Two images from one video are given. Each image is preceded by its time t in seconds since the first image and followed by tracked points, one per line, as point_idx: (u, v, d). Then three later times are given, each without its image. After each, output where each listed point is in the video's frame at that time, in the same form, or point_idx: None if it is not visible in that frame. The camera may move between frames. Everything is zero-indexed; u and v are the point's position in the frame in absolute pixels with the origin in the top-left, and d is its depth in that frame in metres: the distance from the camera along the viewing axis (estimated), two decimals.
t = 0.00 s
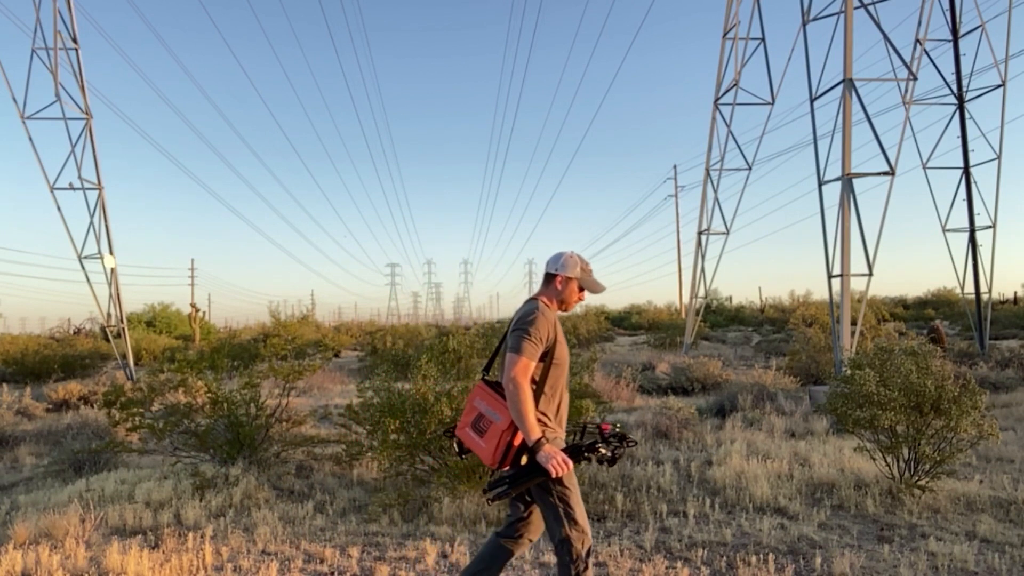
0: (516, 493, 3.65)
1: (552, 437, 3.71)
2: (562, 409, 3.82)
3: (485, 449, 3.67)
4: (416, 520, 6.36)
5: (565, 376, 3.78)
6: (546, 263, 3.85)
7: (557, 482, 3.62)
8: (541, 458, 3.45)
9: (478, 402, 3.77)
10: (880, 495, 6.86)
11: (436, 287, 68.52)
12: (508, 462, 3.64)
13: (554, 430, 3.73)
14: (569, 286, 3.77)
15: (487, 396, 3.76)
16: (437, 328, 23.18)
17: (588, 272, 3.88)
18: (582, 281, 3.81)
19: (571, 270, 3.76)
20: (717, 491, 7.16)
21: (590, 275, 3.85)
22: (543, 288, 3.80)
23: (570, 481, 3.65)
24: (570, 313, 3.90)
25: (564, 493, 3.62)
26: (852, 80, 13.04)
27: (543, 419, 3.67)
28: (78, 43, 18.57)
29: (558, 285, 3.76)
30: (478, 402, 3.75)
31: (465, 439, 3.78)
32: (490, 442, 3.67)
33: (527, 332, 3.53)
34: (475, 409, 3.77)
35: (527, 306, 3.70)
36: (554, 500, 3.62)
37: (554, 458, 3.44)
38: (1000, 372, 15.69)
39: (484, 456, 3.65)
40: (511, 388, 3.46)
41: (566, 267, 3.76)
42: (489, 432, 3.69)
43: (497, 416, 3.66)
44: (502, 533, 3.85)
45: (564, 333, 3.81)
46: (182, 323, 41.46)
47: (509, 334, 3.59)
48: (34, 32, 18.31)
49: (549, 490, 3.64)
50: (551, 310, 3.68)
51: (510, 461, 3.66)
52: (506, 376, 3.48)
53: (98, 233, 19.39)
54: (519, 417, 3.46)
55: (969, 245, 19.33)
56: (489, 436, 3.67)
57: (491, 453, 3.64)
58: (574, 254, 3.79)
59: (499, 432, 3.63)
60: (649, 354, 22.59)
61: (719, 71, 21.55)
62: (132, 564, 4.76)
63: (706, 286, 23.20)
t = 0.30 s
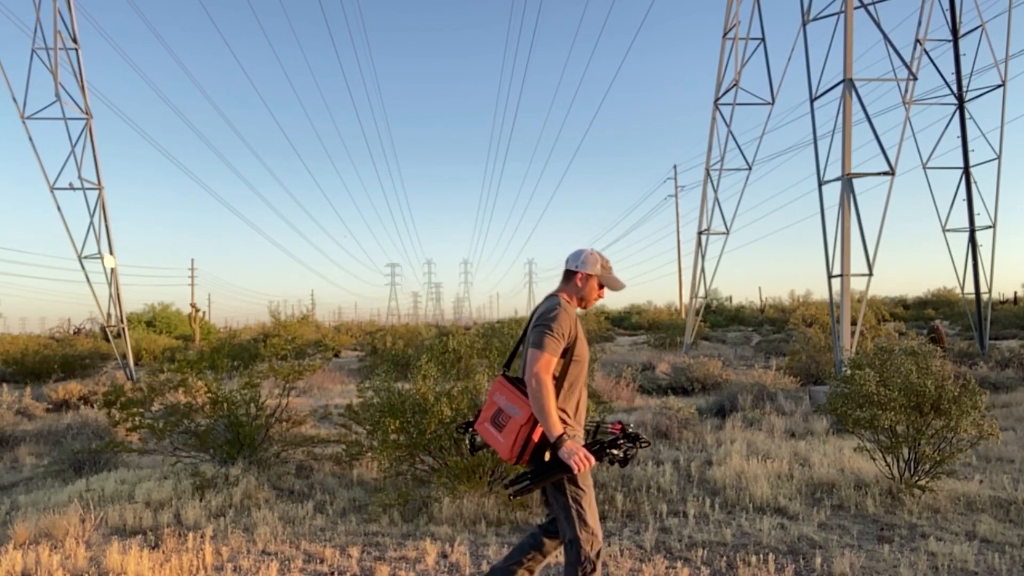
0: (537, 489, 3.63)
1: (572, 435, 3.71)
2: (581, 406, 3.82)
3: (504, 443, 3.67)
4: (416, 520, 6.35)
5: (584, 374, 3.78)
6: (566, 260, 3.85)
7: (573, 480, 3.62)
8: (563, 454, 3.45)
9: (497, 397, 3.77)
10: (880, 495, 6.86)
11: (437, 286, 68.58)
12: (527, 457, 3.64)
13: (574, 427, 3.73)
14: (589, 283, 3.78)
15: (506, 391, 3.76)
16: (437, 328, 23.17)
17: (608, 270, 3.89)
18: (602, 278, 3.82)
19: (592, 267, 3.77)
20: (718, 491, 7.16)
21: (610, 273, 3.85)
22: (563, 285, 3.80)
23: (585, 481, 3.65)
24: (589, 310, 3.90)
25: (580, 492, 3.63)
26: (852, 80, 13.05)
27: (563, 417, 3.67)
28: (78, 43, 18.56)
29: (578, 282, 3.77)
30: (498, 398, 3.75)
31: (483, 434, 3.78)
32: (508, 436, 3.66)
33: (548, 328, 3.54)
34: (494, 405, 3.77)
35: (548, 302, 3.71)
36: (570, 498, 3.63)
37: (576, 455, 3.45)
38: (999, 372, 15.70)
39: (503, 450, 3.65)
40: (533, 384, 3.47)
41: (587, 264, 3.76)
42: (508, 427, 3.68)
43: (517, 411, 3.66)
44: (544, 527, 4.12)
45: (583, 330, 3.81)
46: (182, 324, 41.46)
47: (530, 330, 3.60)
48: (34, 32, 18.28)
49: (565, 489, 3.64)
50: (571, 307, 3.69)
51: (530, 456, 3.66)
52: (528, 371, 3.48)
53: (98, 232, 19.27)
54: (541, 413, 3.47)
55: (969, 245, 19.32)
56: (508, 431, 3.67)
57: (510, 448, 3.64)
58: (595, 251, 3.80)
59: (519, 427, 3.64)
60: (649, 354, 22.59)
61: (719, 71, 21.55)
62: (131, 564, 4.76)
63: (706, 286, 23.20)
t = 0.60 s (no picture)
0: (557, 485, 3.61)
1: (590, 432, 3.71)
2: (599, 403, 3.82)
3: (522, 439, 3.66)
4: (416, 520, 6.35)
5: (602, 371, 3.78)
6: (585, 257, 3.85)
7: (588, 478, 3.63)
8: (583, 450, 3.45)
9: (516, 393, 3.76)
10: (880, 495, 6.86)
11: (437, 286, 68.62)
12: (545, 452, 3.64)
13: (592, 424, 3.72)
14: (608, 280, 3.79)
15: (525, 386, 3.75)
16: (437, 328, 23.18)
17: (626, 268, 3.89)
18: (620, 276, 3.83)
19: (611, 264, 3.78)
20: (718, 491, 7.16)
21: (628, 271, 3.86)
22: (582, 281, 3.80)
23: (598, 481, 3.65)
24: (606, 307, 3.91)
25: (593, 490, 3.63)
26: (852, 80, 13.07)
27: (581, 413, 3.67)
28: (78, 43, 18.55)
29: (597, 279, 3.78)
30: (516, 393, 3.74)
31: (500, 429, 3.77)
32: (527, 432, 3.66)
33: (569, 324, 3.54)
34: (512, 400, 3.76)
35: (568, 298, 3.71)
36: (582, 496, 3.63)
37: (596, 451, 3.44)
38: (1000, 372, 15.69)
39: (521, 446, 3.64)
40: (554, 380, 3.46)
41: (606, 261, 3.77)
42: (526, 422, 3.68)
43: (536, 407, 3.66)
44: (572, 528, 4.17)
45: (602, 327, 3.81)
46: (182, 323, 41.47)
47: (551, 325, 3.59)
48: (34, 32, 18.28)
49: (579, 487, 3.64)
50: (591, 303, 3.69)
51: (548, 453, 3.65)
52: (549, 367, 3.48)
53: (98, 232, 19.28)
54: (562, 409, 3.46)
55: (969, 245, 19.33)
56: (526, 427, 3.67)
57: (528, 444, 3.63)
58: (614, 249, 3.80)
59: (538, 422, 3.63)
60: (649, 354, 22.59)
61: (719, 71, 21.57)
62: (132, 564, 4.76)
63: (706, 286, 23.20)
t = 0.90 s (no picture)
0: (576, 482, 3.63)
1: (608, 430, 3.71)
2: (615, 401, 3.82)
3: (541, 437, 3.65)
4: (416, 520, 6.36)
5: (619, 368, 3.79)
6: (601, 255, 3.85)
7: (602, 477, 3.63)
8: (603, 447, 3.45)
9: (533, 390, 3.75)
10: (880, 495, 6.86)
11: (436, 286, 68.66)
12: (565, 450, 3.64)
13: (610, 422, 3.73)
14: (625, 278, 3.79)
15: (543, 384, 3.74)
16: (436, 327, 23.18)
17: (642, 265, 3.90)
18: (637, 273, 3.84)
19: (628, 262, 3.78)
20: (718, 491, 7.16)
21: (644, 268, 3.87)
22: (598, 279, 3.81)
23: (611, 480, 3.66)
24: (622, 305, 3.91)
25: (605, 490, 3.64)
26: (852, 80, 13.08)
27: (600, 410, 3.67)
28: (78, 43, 18.52)
29: (614, 276, 3.78)
30: (534, 391, 3.73)
31: (517, 427, 3.75)
32: (546, 430, 3.65)
33: (588, 321, 3.53)
34: (530, 397, 3.75)
35: (585, 295, 3.70)
36: (595, 495, 3.64)
37: (616, 448, 3.45)
38: (999, 372, 15.69)
39: (541, 444, 3.64)
40: (574, 378, 3.46)
41: (623, 259, 3.78)
42: (545, 420, 3.67)
43: (555, 405, 3.66)
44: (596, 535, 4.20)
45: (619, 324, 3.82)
46: (182, 323, 41.48)
47: (569, 323, 3.59)
48: (33, 32, 18.25)
49: (592, 485, 3.64)
50: (609, 301, 3.69)
51: (567, 451, 3.65)
52: (568, 364, 3.48)
53: (99, 232, 19.19)
54: (582, 407, 3.46)
55: (969, 245, 19.33)
56: (545, 425, 3.66)
57: (548, 442, 3.63)
58: (630, 246, 3.81)
59: (557, 420, 3.63)
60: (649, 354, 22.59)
61: (719, 71, 21.58)
62: (131, 564, 4.76)
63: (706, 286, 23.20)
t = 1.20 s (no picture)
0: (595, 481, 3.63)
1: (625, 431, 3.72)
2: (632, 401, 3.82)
3: (561, 437, 3.65)
4: (416, 520, 6.36)
5: (637, 368, 3.79)
6: (618, 255, 3.85)
7: (614, 477, 3.64)
8: (622, 447, 3.45)
9: (551, 390, 3.75)
10: (880, 495, 6.86)
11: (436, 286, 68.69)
12: (584, 451, 3.63)
13: (627, 422, 3.73)
14: (642, 277, 3.80)
15: (561, 383, 3.73)
16: (436, 327, 23.19)
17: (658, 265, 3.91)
18: (653, 273, 3.84)
19: (645, 261, 3.79)
20: (718, 491, 7.16)
21: (660, 268, 3.87)
22: (615, 278, 3.81)
23: (625, 481, 3.66)
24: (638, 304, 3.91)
25: (617, 491, 3.64)
26: (852, 80, 13.08)
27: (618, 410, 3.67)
28: (78, 43, 18.51)
29: (631, 276, 3.78)
30: (552, 391, 3.73)
31: (535, 427, 3.74)
32: (565, 431, 3.65)
33: (607, 320, 3.53)
34: (548, 397, 3.75)
35: (603, 295, 3.70)
36: (608, 495, 3.64)
37: (636, 448, 3.45)
38: (1000, 372, 15.68)
39: (560, 444, 3.64)
40: (595, 378, 3.46)
41: (640, 259, 3.78)
42: (564, 420, 3.67)
43: (575, 405, 3.65)
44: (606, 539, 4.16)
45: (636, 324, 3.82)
46: (182, 323, 41.49)
47: (588, 323, 3.59)
48: (34, 32, 18.26)
49: (605, 486, 3.65)
50: (627, 300, 3.69)
51: (586, 451, 3.65)
52: (588, 364, 3.48)
53: (98, 232, 19.22)
54: (602, 408, 3.46)
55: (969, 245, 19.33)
56: (565, 425, 3.66)
57: (568, 443, 3.63)
58: (648, 246, 3.81)
59: (577, 421, 3.63)
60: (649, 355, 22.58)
61: (719, 71, 21.58)
62: (131, 564, 4.76)
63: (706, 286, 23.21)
